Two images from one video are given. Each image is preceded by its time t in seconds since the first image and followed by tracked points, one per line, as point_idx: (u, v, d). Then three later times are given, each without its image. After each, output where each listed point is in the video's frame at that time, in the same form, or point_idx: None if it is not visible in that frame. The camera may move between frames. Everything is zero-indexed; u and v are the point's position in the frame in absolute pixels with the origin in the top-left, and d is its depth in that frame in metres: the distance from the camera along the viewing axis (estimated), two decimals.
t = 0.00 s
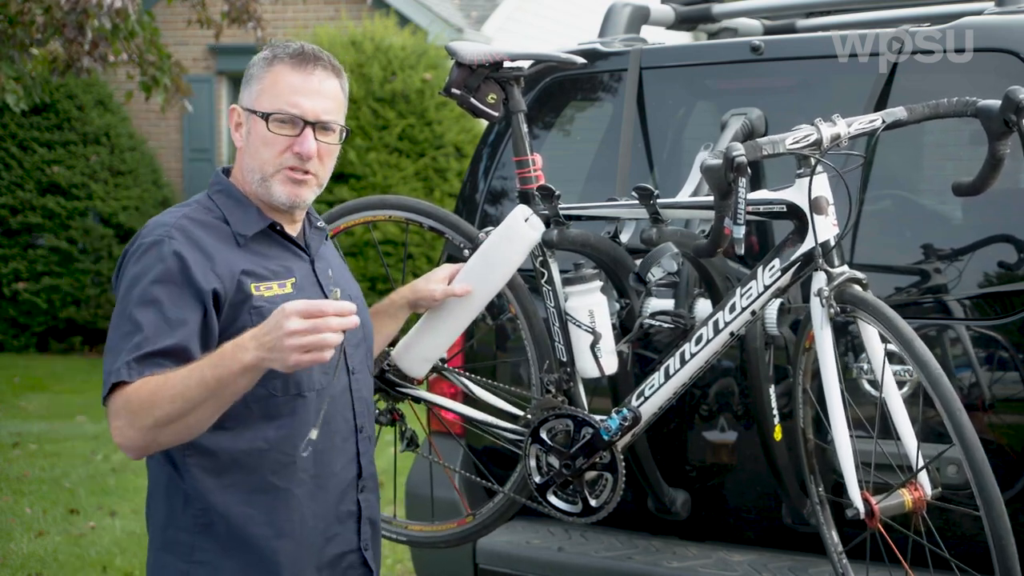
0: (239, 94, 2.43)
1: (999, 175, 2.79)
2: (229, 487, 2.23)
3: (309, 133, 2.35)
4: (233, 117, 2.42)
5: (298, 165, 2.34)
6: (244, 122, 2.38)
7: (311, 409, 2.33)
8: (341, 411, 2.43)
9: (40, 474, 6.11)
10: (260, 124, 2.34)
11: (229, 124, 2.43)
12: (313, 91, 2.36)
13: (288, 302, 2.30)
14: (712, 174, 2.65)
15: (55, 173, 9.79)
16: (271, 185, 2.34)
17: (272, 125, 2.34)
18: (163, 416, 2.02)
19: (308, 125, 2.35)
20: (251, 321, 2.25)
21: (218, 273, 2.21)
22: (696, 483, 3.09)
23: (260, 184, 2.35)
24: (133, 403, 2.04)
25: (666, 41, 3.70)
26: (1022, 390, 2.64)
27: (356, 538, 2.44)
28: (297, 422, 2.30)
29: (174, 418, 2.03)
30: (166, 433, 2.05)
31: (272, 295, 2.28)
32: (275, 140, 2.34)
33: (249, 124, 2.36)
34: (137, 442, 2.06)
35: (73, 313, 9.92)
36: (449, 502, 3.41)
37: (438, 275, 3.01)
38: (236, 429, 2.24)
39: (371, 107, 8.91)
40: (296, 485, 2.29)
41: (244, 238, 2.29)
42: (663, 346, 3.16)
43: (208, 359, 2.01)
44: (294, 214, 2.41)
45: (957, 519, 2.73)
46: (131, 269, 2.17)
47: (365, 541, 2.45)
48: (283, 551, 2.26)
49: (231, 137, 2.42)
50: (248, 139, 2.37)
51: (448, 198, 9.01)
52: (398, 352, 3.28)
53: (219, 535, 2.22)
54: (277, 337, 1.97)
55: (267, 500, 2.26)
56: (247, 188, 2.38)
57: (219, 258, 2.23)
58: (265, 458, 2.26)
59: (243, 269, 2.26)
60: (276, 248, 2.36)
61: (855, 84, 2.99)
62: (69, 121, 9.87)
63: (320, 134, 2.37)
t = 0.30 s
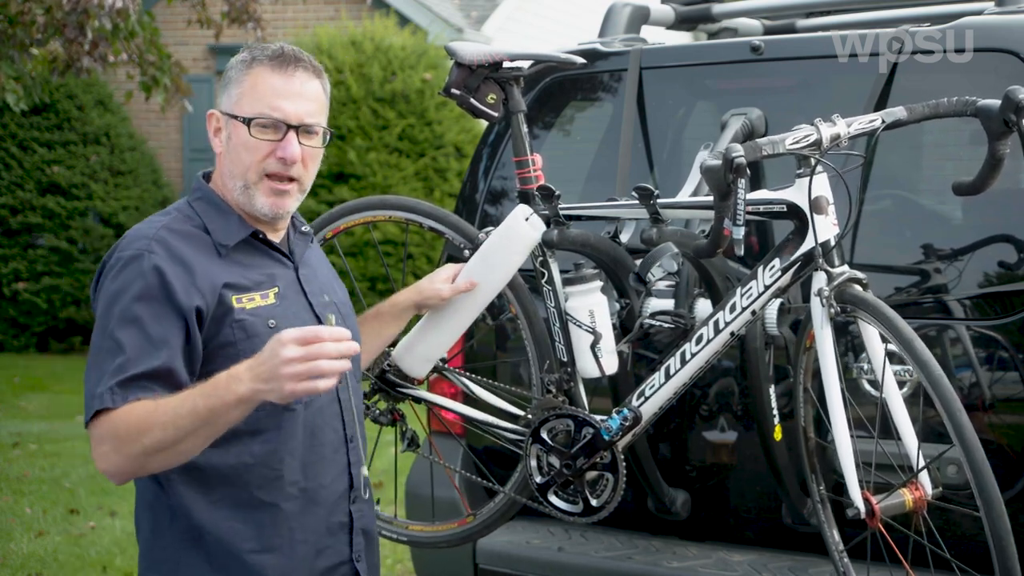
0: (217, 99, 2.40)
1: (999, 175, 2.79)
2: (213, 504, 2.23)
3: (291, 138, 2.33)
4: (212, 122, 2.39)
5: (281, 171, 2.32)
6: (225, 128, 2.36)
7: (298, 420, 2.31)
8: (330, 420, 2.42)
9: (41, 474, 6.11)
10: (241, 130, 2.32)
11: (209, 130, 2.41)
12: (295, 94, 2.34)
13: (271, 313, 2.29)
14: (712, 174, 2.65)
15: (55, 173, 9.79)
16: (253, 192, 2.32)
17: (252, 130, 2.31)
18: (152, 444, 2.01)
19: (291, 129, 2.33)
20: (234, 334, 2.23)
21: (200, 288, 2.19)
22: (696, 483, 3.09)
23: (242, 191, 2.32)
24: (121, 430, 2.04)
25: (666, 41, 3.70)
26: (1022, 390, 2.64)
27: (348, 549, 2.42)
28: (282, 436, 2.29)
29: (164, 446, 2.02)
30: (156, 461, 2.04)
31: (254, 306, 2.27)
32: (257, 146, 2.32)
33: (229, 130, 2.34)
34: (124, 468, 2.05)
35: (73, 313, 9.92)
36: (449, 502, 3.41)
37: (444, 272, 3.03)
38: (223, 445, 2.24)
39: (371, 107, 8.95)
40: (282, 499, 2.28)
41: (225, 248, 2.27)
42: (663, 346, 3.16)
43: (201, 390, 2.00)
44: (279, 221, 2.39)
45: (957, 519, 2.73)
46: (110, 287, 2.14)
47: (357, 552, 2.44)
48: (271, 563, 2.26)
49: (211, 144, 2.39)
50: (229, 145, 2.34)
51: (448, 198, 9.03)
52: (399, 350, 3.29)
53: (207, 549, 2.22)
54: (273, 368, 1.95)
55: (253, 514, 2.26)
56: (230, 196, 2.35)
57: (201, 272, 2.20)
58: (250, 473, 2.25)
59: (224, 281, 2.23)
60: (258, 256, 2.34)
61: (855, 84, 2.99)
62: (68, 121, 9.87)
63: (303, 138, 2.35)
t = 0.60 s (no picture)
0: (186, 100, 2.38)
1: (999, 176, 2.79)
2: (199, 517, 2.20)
3: (258, 129, 2.29)
4: (182, 123, 2.37)
5: (251, 164, 2.30)
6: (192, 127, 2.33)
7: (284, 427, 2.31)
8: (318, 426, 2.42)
9: (41, 474, 6.11)
10: (207, 125, 2.29)
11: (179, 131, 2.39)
12: (261, 85, 2.31)
13: (257, 317, 2.28)
14: (713, 170, 2.65)
15: (56, 173, 9.79)
16: (224, 188, 2.29)
17: (219, 125, 2.29)
18: (163, 469, 2.01)
19: (258, 120, 2.30)
20: (218, 340, 2.21)
21: (184, 296, 2.16)
22: (695, 483, 3.09)
23: (213, 189, 2.30)
24: (126, 451, 2.02)
25: (666, 40, 3.70)
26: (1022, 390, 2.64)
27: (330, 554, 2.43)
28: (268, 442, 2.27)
29: (173, 470, 2.02)
30: (165, 482, 2.03)
31: (238, 311, 2.25)
32: (225, 141, 2.29)
33: (197, 127, 2.31)
34: (126, 490, 2.04)
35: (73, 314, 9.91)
36: (449, 503, 3.41)
37: (445, 271, 3.00)
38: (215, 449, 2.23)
39: (371, 107, 8.96)
40: (270, 509, 2.28)
41: (205, 253, 2.26)
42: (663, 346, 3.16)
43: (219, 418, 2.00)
44: (255, 217, 2.36)
45: (957, 519, 2.73)
46: (94, 300, 2.11)
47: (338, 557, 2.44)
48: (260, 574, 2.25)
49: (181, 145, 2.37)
50: (197, 143, 2.32)
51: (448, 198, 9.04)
52: (394, 354, 3.28)
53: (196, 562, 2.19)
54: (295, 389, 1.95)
55: (240, 525, 2.25)
56: (204, 195, 2.33)
57: (184, 280, 2.18)
58: (238, 481, 2.24)
59: (208, 287, 2.21)
60: (239, 260, 2.34)
61: (855, 85, 2.99)
62: (69, 121, 9.86)
63: (272, 129, 2.32)
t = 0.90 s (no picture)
0: (189, 96, 2.34)
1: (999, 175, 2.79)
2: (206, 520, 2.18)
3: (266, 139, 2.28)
4: (183, 120, 2.34)
5: (256, 172, 2.28)
6: (197, 127, 2.30)
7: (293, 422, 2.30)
8: (323, 424, 2.41)
9: (41, 474, 6.11)
10: (214, 130, 2.27)
11: (181, 127, 2.35)
12: (271, 94, 2.29)
13: (260, 315, 2.28)
14: (714, 166, 2.64)
15: (55, 173, 9.79)
16: (225, 195, 2.28)
17: (227, 131, 2.26)
18: (212, 437, 1.93)
19: (266, 130, 2.28)
20: (225, 337, 2.20)
21: (189, 290, 2.14)
22: (694, 483, 3.09)
23: (214, 193, 2.28)
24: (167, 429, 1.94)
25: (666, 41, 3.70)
26: (1022, 390, 2.64)
27: (344, 557, 2.43)
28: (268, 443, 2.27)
29: (224, 437, 1.93)
30: (216, 451, 1.95)
31: (242, 307, 2.25)
32: (232, 146, 2.27)
33: (202, 129, 2.28)
34: (176, 470, 1.95)
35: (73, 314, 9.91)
36: (449, 503, 3.41)
37: (446, 272, 2.88)
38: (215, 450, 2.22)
39: (371, 107, 8.96)
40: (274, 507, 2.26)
41: (206, 251, 2.25)
42: (663, 346, 3.15)
43: (261, 373, 1.93)
44: (252, 221, 2.36)
45: (957, 519, 2.73)
46: (102, 295, 2.06)
47: (353, 559, 2.44)
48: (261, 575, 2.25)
49: (183, 143, 2.34)
50: (202, 144, 2.29)
51: (448, 198, 9.05)
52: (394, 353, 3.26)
53: (202, 564, 2.19)
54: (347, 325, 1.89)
55: (248, 524, 2.22)
56: (203, 197, 2.31)
57: (187, 274, 2.16)
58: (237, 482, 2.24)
59: (213, 280, 2.21)
60: (237, 257, 2.33)
61: (855, 84, 2.99)
62: (69, 121, 9.86)
63: (279, 139, 2.30)
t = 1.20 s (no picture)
0: (191, 99, 2.33)
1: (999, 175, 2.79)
2: (218, 520, 2.18)
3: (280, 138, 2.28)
4: (185, 123, 2.32)
5: (270, 172, 2.29)
6: (205, 129, 2.29)
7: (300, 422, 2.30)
8: (330, 425, 2.41)
9: (41, 474, 6.11)
10: (227, 131, 2.26)
11: (183, 130, 2.33)
12: (282, 94, 2.30)
13: (271, 317, 2.28)
14: (715, 168, 2.64)
15: (55, 173, 9.79)
16: (241, 195, 2.27)
17: (240, 132, 2.26)
18: (278, 433, 1.96)
19: (280, 130, 2.28)
20: (239, 338, 2.21)
21: (208, 291, 2.16)
22: (695, 483, 3.09)
23: (228, 194, 2.27)
24: (229, 426, 1.96)
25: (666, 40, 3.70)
26: (1022, 390, 2.64)
27: (351, 554, 2.43)
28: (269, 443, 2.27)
29: (287, 435, 1.97)
30: (275, 449, 1.98)
31: (254, 309, 2.25)
32: (244, 147, 2.26)
33: (213, 131, 2.27)
34: (236, 468, 1.97)
35: (73, 313, 9.91)
36: (450, 503, 3.41)
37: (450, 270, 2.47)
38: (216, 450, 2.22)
39: (371, 107, 8.95)
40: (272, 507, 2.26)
41: (213, 254, 2.25)
42: (663, 346, 3.15)
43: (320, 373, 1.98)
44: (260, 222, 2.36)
45: (957, 519, 2.73)
46: (130, 298, 2.05)
47: (361, 557, 2.45)
48: None
49: (187, 146, 2.32)
50: (212, 146, 2.28)
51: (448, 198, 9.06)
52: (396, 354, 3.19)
53: (202, 564, 2.19)
54: (406, 330, 1.97)
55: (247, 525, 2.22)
56: (212, 199, 2.30)
57: (205, 274, 2.17)
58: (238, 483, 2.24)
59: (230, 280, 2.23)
60: (242, 259, 2.33)
61: (855, 84, 2.99)
62: (68, 121, 9.86)
63: (291, 139, 2.31)
